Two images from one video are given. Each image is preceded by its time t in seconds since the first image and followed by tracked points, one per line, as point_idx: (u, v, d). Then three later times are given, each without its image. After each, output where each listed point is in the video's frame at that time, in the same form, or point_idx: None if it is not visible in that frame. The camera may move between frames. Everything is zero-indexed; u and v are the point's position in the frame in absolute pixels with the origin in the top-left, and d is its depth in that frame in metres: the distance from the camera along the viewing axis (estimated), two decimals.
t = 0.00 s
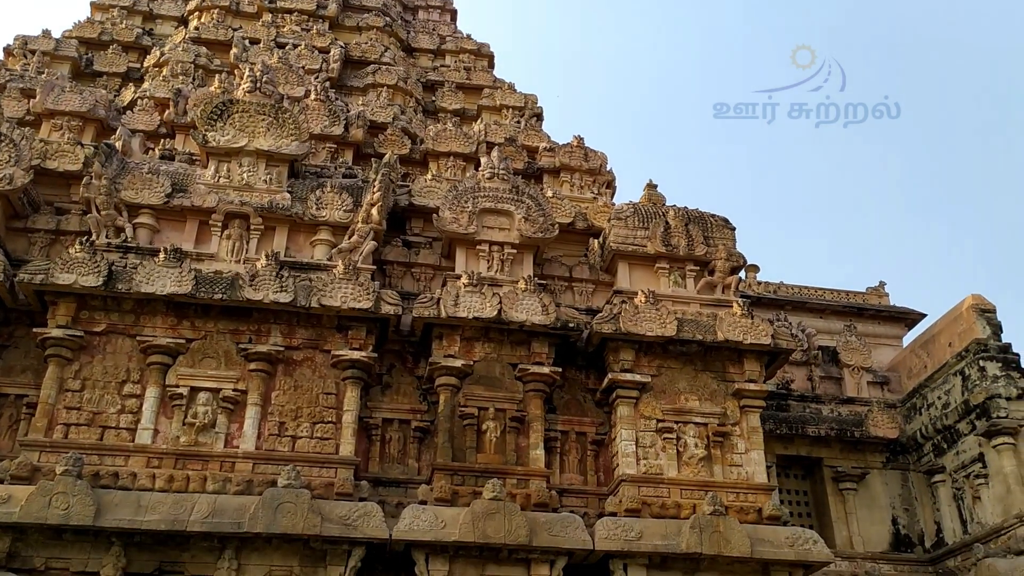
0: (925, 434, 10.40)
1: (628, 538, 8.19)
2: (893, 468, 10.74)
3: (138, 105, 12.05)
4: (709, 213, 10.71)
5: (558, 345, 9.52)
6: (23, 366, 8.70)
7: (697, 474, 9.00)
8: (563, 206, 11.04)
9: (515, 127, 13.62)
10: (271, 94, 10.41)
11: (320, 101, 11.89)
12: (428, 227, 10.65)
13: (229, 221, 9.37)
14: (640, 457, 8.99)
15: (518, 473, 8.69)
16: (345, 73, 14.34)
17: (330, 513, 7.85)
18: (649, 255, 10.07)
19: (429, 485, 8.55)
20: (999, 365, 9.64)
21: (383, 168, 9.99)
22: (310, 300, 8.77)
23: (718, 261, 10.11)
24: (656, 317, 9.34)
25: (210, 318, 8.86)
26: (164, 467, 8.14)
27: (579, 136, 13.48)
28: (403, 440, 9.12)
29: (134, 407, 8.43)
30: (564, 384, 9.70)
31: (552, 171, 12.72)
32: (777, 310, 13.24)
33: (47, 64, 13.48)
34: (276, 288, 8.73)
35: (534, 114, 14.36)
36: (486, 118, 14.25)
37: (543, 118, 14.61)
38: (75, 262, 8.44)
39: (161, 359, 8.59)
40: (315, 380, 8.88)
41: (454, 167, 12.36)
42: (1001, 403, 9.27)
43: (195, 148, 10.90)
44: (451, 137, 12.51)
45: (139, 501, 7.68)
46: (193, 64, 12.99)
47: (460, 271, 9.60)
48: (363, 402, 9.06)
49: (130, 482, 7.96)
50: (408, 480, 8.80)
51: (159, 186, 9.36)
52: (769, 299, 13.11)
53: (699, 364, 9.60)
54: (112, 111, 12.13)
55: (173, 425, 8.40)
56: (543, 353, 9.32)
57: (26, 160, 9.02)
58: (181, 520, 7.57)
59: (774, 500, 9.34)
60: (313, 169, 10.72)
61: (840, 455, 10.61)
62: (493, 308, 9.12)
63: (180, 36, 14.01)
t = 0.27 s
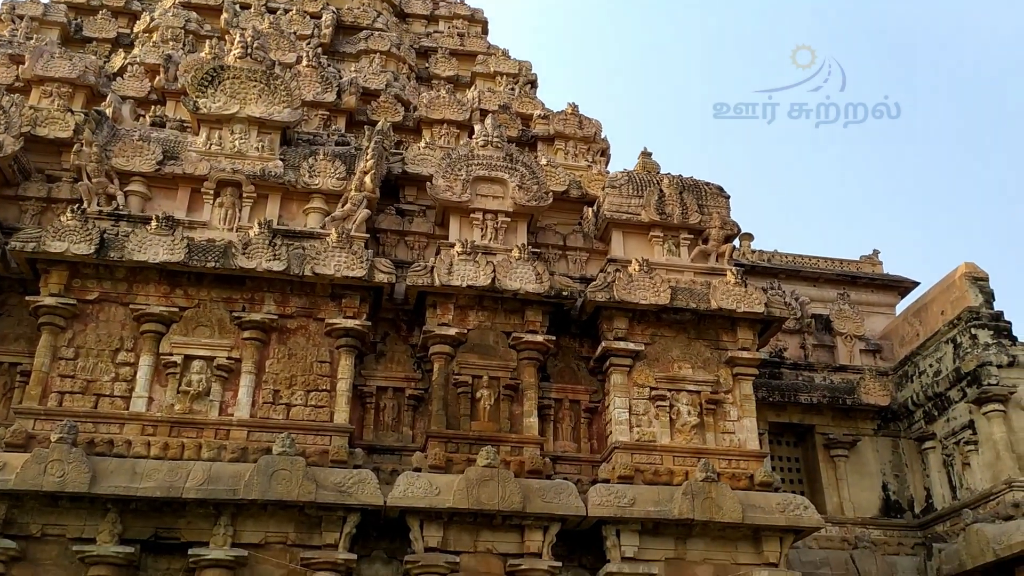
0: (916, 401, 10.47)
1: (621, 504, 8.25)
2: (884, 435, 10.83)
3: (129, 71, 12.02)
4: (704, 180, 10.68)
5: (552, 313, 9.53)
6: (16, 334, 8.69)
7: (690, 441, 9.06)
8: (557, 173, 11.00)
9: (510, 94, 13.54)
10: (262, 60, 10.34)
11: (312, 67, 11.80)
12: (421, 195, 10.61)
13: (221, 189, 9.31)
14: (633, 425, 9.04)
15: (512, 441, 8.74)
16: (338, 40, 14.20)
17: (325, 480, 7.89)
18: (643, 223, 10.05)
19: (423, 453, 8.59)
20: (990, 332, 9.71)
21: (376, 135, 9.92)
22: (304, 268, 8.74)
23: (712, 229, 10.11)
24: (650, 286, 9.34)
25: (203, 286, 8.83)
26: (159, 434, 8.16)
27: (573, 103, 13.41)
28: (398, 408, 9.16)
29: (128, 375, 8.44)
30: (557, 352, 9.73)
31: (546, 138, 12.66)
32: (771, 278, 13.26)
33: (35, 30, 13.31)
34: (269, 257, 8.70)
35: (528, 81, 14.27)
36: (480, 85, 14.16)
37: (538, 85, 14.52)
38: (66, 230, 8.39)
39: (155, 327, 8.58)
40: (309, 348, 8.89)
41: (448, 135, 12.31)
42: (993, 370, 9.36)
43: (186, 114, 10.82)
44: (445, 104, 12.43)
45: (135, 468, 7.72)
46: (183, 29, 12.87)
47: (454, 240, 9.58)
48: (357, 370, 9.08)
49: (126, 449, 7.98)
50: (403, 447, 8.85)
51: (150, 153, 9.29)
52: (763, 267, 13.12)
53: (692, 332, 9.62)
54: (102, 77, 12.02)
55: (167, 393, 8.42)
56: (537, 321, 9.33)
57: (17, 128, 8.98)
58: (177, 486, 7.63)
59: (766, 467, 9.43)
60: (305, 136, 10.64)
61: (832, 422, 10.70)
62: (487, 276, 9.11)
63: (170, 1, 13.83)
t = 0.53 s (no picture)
0: (907, 373, 10.55)
1: (613, 475, 8.30)
2: (875, 406, 10.92)
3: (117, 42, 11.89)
4: (697, 152, 10.64)
5: (545, 286, 9.53)
6: (7, 307, 8.66)
7: (682, 413, 9.10)
8: (550, 145, 10.95)
9: (502, 65, 13.46)
10: (252, 30, 10.25)
11: (303, 37, 11.70)
12: (413, 167, 10.56)
13: (211, 160, 9.25)
14: (625, 397, 9.07)
15: (505, 413, 8.76)
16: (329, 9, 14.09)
17: (318, 452, 7.91)
18: (636, 195, 10.03)
19: (416, 425, 8.62)
20: (981, 305, 9.75)
21: (367, 107, 9.85)
22: (295, 241, 8.71)
23: (705, 201, 10.09)
24: (642, 258, 9.34)
25: (194, 258, 8.79)
26: (152, 406, 8.17)
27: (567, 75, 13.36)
28: (391, 380, 9.18)
29: (120, 347, 8.42)
30: (550, 324, 9.74)
31: (539, 110, 12.62)
32: (764, 250, 13.27)
33: None
34: (260, 229, 8.66)
35: (521, 52, 14.18)
36: (473, 56, 14.07)
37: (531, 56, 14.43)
38: (56, 202, 8.33)
39: (146, 300, 8.55)
40: (301, 321, 8.87)
41: (440, 106, 12.25)
42: (983, 342, 9.40)
43: (176, 85, 10.71)
44: (437, 75, 12.35)
45: (127, 440, 7.72)
46: None
47: (447, 212, 9.55)
48: (350, 342, 9.08)
49: (118, 421, 7.98)
50: (396, 419, 8.87)
51: (140, 124, 9.21)
52: (756, 240, 13.11)
53: (685, 305, 9.63)
54: (90, 47, 11.90)
55: (159, 365, 8.41)
56: (530, 294, 9.32)
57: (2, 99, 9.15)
58: (169, 458, 7.64)
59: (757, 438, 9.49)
60: (296, 107, 10.55)
61: (823, 394, 10.76)
62: (480, 249, 9.09)
63: None
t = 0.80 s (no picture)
0: (891, 341, 10.67)
1: (598, 442, 8.36)
2: (859, 374, 11.05)
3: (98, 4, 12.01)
4: (686, 120, 10.59)
5: (532, 254, 9.52)
6: None
7: (667, 380, 9.15)
8: (537, 112, 10.90)
9: (490, 30, 13.36)
10: None
11: (288, 1, 11.56)
12: (400, 133, 10.50)
13: (195, 125, 9.16)
14: (612, 364, 9.10)
15: (491, 380, 8.78)
16: None
17: (305, 419, 7.92)
18: (624, 163, 10.00)
19: (403, 391, 8.63)
20: (965, 275, 9.81)
21: (353, 72, 9.74)
22: (281, 207, 8.65)
23: (693, 169, 10.07)
24: (629, 226, 9.33)
25: (179, 224, 8.72)
26: (137, 372, 8.15)
27: (555, 40, 13.29)
28: (377, 346, 9.19)
29: (105, 313, 8.38)
30: (537, 292, 9.75)
31: (527, 76, 12.57)
32: (751, 219, 13.28)
33: None
34: (245, 195, 8.59)
35: (510, 18, 14.07)
36: (460, 21, 13.95)
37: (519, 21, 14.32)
38: (38, 166, 8.24)
39: (130, 266, 8.48)
40: (287, 288, 8.83)
41: (427, 72, 12.17)
42: (966, 311, 9.50)
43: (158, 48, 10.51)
44: (424, 40, 12.27)
45: (113, 406, 7.71)
46: None
47: (433, 179, 9.50)
48: (336, 309, 9.06)
49: (104, 387, 7.97)
50: (383, 386, 8.89)
51: (122, 87, 9.10)
52: (744, 208, 13.11)
53: (672, 273, 9.64)
54: (71, 10, 11.72)
55: (144, 331, 8.37)
56: (517, 262, 9.30)
57: None
58: (155, 425, 7.63)
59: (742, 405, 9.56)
60: (281, 72, 10.44)
61: (808, 362, 10.84)
62: (467, 216, 9.05)
63: None
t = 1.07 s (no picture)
0: (873, 314, 10.73)
1: (582, 413, 8.40)
2: (842, 347, 11.12)
3: None
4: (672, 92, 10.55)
5: (517, 225, 9.50)
6: None
7: (652, 351, 9.19)
8: (524, 82, 10.82)
9: None
10: None
11: None
12: (385, 102, 10.42)
13: (177, 91, 9.03)
14: (596, 335, 9.13)
15: (476, 350, 8.81)
16: None
17: (289, 389, 7.92)
18: (610, 134, 9.96)
19: (387, 362, 8.64)
20: (949, 248, 9.85)
21: (338, 39, 9.66)
22: (265, 175, 8.59)
23: (679, 141, 10.04)
24: (615, 198, 9.32)
25: (161, 192, 8.65)
26: (120, 341, 8.12)
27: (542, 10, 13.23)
28: (362, 317, 9.19)
29: (87, 282, 8.32)
30: (522, 263, 9.74)
31: (513, 46, 12.53)
32: (737, 191, 13.31)
33: None
34: (228, 162, 8.55)
35: None
36: None
37: None
38: (18, 132, 8.14)
39: (112, 235, 8.41)
40: (271, 258, 8.79)
41: (412, 40, 12.17)
42: (948, 285, 9.55)
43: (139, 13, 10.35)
44: (409, 8, 12.22)
45: (96, 375, 7.68)
46: None
47: (419, 148, 9.45)
48: (321, 279, 9.04)
49: (86, 356, 7.93)
50: (367, 356, 8.90)
51: (103, 54, 8.96)
52: (730, 180, 13.12)
53: (657, 245, 9.65)
54: None
55: (127, 300, 8.33)
56: (502, 233, 9.29)
57: None
58: (139, 394, 7.60)
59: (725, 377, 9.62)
60: (264, 38, 10.36)
61: (791, 335, 10.92)
62: (452, 186, 9.01)
63: None
